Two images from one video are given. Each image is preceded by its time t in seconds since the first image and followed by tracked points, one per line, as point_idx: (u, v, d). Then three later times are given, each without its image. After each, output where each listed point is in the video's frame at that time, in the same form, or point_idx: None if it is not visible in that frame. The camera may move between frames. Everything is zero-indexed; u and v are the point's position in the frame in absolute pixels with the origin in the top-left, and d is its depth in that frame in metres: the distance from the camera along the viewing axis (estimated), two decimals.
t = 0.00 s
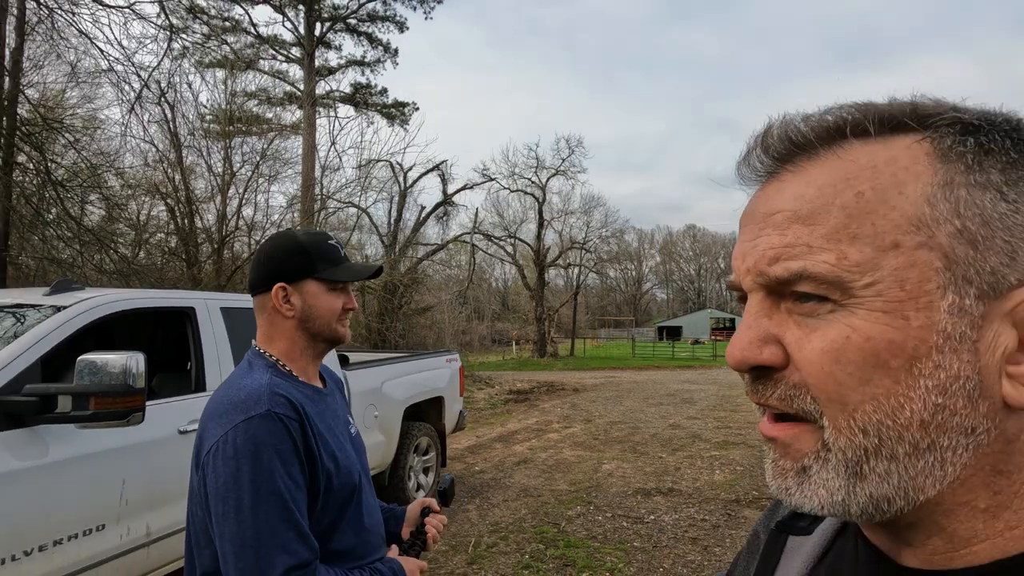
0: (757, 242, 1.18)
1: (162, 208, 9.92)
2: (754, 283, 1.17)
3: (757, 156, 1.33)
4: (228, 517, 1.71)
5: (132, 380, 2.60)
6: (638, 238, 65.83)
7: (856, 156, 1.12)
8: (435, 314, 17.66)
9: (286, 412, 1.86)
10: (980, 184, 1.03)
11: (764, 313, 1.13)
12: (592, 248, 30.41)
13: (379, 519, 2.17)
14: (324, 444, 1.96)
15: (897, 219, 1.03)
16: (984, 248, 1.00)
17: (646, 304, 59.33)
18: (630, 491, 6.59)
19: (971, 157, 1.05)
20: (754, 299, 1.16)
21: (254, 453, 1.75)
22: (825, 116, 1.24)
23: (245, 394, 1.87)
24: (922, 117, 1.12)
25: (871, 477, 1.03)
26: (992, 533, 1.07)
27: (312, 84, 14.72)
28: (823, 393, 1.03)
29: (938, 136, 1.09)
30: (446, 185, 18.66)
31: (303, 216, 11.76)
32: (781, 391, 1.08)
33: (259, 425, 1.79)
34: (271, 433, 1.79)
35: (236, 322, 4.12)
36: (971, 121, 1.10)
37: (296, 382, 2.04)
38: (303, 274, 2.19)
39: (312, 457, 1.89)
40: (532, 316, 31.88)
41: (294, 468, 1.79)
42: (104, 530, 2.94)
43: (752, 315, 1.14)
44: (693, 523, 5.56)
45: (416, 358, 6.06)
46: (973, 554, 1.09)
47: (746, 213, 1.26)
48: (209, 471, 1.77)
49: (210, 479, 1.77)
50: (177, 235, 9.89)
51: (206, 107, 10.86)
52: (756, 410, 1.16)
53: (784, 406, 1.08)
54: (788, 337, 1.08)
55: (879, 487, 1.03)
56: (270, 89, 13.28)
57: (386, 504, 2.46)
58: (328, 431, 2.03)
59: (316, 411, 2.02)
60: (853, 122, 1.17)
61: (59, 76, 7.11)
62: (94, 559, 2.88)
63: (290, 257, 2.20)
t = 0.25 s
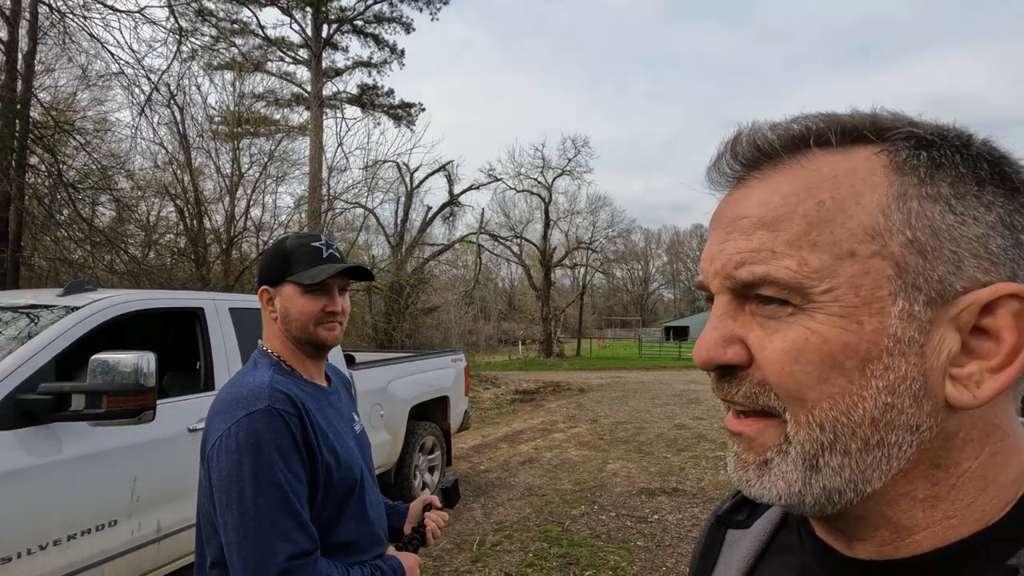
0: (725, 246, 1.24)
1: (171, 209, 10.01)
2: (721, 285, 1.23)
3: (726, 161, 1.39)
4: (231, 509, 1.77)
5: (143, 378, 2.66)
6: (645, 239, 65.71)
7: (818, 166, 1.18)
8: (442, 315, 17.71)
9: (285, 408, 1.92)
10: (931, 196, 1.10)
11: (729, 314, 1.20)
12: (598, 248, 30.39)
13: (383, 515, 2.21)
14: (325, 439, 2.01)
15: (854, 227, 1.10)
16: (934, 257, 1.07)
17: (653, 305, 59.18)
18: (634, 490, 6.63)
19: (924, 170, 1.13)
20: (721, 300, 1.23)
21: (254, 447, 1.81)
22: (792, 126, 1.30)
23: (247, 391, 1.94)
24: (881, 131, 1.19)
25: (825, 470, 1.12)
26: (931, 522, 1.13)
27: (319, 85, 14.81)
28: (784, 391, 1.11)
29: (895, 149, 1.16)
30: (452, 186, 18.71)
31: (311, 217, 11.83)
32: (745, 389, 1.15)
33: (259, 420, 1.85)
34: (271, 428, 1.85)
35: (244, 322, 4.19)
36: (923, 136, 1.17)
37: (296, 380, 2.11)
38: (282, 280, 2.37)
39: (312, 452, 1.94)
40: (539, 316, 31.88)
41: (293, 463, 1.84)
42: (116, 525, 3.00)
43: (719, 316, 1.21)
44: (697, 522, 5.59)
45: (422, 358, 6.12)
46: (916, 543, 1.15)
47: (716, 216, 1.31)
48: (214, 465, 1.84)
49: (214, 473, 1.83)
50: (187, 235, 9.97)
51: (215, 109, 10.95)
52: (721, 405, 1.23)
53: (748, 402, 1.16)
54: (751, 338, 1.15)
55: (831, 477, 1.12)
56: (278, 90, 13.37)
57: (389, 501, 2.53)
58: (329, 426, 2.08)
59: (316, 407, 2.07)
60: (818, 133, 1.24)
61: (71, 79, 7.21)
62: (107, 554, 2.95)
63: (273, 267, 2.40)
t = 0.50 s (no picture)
0: (719, 243, 1.24)
1: (177, 209, 10.06)
2: (716, 284, 1.23)
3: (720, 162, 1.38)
4: (235, 508, 1.79)
5: (149, 378, 2.68)
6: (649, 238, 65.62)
7: (810, 166, 1.18)
8: (446, 314, 17.72)
9: (289, 408, 1.92)
10: (922, 195, 1.10)
11: (724, 313, 1.20)
12: (602, 248, 30.36)
13: (387, 515, 2.22)
14: (328, 439, 2.02)
15: (846, 226, 1.11)
16: (925, 254, 1.07)
17: (658, 305, 59.09)
18: (638, 491, 6.63)
19: (915, 169, 1.13)
20: (716, 298, 1.23)
21: (257, 446, 1.82)
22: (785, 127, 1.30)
23: (252, 390, 1.95)
24: (873, 131, 1.19)
25: (822, 468, 1.12)
26: (925, 520, 1.13)
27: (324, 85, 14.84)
28: (778, 388, 1.12)
29: (887, 148, 1.16)
30: (456, 186, 18.72)
31: (316, 217, 11.87)
32: (740, 387, 1.16)
33: (262, 420, 1.86)
34: (274, 427, 1.85)
35: (250, 322, 4.20)
36: (915, 135, 1.17)
37: (300, 379, 2.12)
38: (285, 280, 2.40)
39: (315, 452, 1.95)
40: (543, 316, 31.87)
41: (297, 462, 1.85)
42: (122, 523, 3.02)
43: (714, 314, 1.21)
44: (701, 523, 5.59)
45: (426, 357, 6.13)
46: (912, 541, 1.15)
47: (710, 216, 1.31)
48: (218, 464, 1.85)
49: (219, 472, 1.85)
50: (192, 235, 10.02)
51: (220, 109, 10.99)
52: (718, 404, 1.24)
53: (744, 401, 1.16)
54: (746, 337, 1.16)
55: (827, 475, 1.12)
56: (283, 90, 13.41)
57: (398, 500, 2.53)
58: (333, 425, 2.09)
59: (319, 406, 2.08)
60: (811, 133, 1.24)
61: (78, 80, 7.25)
62: (113, 552, 2.97)
63: (276, 268, 2.44)
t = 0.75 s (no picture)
0: (701, 235, 1.25)
1: (182, 209, 10.10)
2: (697, 276, 1.24)
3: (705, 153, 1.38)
4: (229, 502, 1.81)
5: (153, 375, 2.70)
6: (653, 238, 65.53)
7: (792, 158, 1.18)
8: (449, 314, 17.73)
9: (289, 406, 1.94)
10: (900, 187, 1.11)
11: (705, 306, 1.21)
12: (606, 247, 30.33)
13: (385, 516, 2.22)
14: (327, 438, 2.03)
15: (825, 218, 1.11)
16: (901, 246, 1.08)
17: (662, 304, 59.00)
18: (641, 490, 6.63)
19: (894, 160, 1.13)
20: (697, 291, 1.24)
21: (255, 443, 1.84)
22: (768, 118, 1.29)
23: (254, 387, 1.98)
24: (854, 123, 1.19)
25: (797, 458, 1.13)
26: (897, 506, 1.14)
27: (328, 86, 14.88)
28: (755, 380, 1.13)
29: (867, 140, 1.16)
30: (460, 185, 18.73)
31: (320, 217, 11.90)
32: (718, 379, 1.18)
33: (262, 417, 1.88)
34: (273, 424, 1.88)
35: (253, 320, 4.22)
36: (895, 127, 1.17)
37: (302, 377, 2.15)
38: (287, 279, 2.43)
39: (313, 451, 1.96)
40: (546, 316, 31.86)
41: (294, 460, 1.87)
42: (128, 519, 3.05)
43: (695, 307, 1.22)
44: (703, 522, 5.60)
45: (429, 356, 6.14)
46: (883, 527, 1.16)
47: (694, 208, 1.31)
48: (217, 458, 1.88)
49: (217, 465, 1.88)
50: (197, 235, 10.06)
51: (225, 109, 11.02)
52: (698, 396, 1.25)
53: (722, 393, 1.18)
54: (726, 330, 1.17)
55: (801, 464, 1.13)
56: (288, 90, 13.45)
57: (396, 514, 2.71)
58: (333, 426, 2.10)
59: (321, 406, 2.10)
60: (792, 124, 1.24)
61: (84, 80, 7.29)
62: (119, 548, 3.00)
63: (278, 268, 2.47)
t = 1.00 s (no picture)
0: (690, 236, 1.25)
1: (185, 209, 10.12)
2: (688, 277, 1.24)
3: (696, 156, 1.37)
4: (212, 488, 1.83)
5: (156, 374, 2.70)
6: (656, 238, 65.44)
7: (779, 160, 1.19)
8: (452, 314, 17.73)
9: (291, 405, 2.00)
10: (886, 188, 1.11)
11: (695, 307, 1.21)
12: (609, 247, 30.29)
13: (385, 528, 2.21)
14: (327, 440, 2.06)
15: (811, 219, 1.12)
16: (887, 246, 1.09)
17: (664, 304, 58.92)
18: (643, 490, 6.63)
19: (879, 162, 1.14)
20: (688, 292, 1.24)
21: (245, 434, 1.89)
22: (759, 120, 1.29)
23: (263, 381, 2.06)
24: (840, 125, 1.19)
25: (782, 456, 1.13)
26: (888, 502, 1.14)
27: (331, 85, 14.90)
28: (738, 380, 1.14)
29: (853, 142, 1.17)
30: (462, 185, 18.73)
31: (323, 217, 11.91)
32: (704, 381, 1.18)
33: (262, 409, 1.94)
34: (271, 418, 1.93)
35: (256, 319, 4.23)
36: (881, 128, 1.17)
37: (314, 376, 2.19)
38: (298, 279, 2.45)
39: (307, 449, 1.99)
40: (549, 316, 31.83)
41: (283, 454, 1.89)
42: (133, 517, 3.07)
43: (685, 309, 1.23)
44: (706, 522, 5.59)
45: (432, 355, 6.15)
46: (875, 525, 1.16)
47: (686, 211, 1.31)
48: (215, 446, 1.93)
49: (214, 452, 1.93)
50: (200, 235, 10.08)
51: (228, 109, 11.03)
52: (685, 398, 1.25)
53: (708, 395, 1.18)
54: (717, 330, 1.17)
55: (785, 461, 1.13)
56: (290, 90, 13.47)
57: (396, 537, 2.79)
58: (339, 430, 2.13)
59: (330, 408, 2.15)
60: (780, 127, 1.24)
61: (87, 80, 7.31)
62: (122, 546, 3.01)
63: (289, 270, 2.50)
